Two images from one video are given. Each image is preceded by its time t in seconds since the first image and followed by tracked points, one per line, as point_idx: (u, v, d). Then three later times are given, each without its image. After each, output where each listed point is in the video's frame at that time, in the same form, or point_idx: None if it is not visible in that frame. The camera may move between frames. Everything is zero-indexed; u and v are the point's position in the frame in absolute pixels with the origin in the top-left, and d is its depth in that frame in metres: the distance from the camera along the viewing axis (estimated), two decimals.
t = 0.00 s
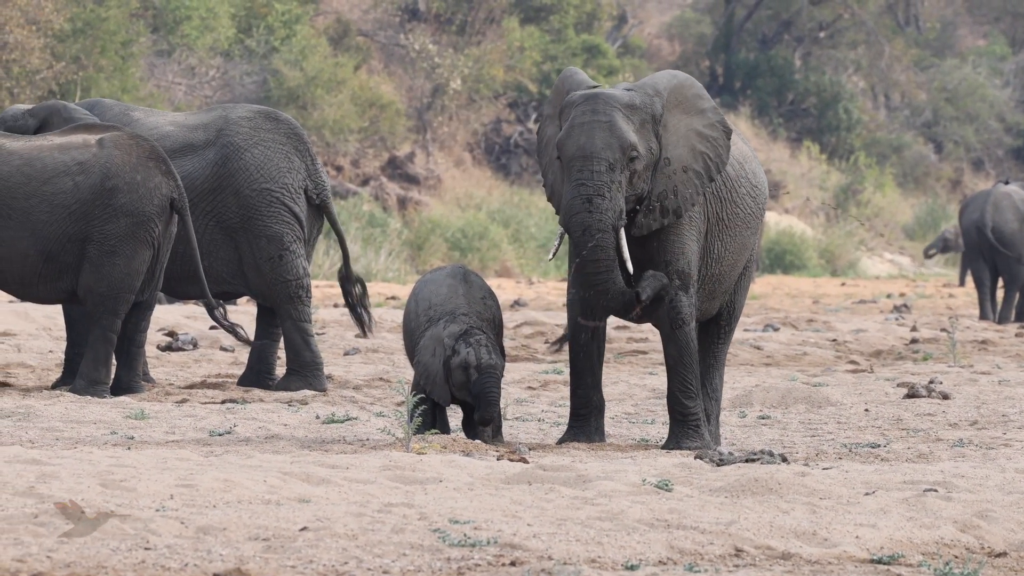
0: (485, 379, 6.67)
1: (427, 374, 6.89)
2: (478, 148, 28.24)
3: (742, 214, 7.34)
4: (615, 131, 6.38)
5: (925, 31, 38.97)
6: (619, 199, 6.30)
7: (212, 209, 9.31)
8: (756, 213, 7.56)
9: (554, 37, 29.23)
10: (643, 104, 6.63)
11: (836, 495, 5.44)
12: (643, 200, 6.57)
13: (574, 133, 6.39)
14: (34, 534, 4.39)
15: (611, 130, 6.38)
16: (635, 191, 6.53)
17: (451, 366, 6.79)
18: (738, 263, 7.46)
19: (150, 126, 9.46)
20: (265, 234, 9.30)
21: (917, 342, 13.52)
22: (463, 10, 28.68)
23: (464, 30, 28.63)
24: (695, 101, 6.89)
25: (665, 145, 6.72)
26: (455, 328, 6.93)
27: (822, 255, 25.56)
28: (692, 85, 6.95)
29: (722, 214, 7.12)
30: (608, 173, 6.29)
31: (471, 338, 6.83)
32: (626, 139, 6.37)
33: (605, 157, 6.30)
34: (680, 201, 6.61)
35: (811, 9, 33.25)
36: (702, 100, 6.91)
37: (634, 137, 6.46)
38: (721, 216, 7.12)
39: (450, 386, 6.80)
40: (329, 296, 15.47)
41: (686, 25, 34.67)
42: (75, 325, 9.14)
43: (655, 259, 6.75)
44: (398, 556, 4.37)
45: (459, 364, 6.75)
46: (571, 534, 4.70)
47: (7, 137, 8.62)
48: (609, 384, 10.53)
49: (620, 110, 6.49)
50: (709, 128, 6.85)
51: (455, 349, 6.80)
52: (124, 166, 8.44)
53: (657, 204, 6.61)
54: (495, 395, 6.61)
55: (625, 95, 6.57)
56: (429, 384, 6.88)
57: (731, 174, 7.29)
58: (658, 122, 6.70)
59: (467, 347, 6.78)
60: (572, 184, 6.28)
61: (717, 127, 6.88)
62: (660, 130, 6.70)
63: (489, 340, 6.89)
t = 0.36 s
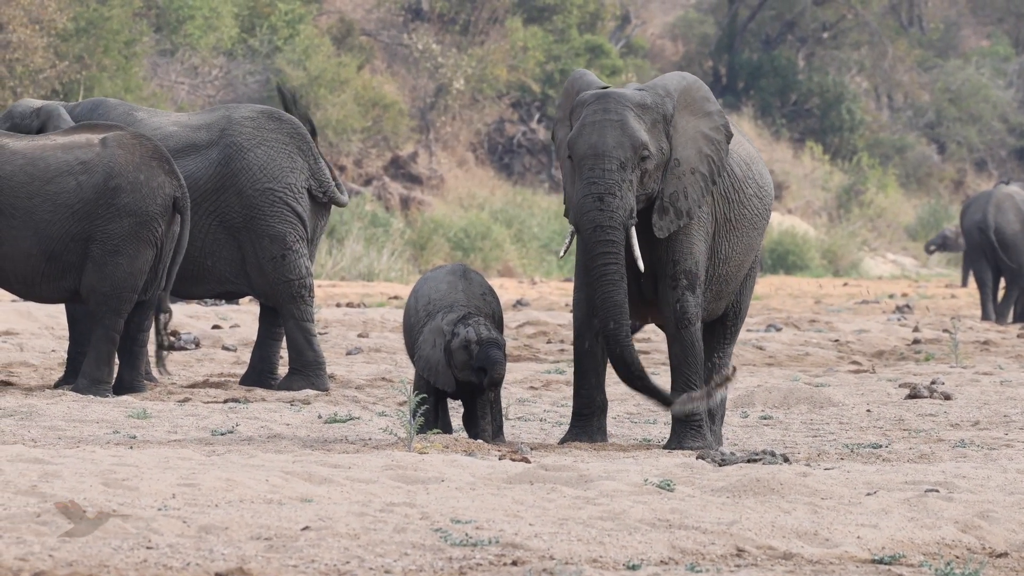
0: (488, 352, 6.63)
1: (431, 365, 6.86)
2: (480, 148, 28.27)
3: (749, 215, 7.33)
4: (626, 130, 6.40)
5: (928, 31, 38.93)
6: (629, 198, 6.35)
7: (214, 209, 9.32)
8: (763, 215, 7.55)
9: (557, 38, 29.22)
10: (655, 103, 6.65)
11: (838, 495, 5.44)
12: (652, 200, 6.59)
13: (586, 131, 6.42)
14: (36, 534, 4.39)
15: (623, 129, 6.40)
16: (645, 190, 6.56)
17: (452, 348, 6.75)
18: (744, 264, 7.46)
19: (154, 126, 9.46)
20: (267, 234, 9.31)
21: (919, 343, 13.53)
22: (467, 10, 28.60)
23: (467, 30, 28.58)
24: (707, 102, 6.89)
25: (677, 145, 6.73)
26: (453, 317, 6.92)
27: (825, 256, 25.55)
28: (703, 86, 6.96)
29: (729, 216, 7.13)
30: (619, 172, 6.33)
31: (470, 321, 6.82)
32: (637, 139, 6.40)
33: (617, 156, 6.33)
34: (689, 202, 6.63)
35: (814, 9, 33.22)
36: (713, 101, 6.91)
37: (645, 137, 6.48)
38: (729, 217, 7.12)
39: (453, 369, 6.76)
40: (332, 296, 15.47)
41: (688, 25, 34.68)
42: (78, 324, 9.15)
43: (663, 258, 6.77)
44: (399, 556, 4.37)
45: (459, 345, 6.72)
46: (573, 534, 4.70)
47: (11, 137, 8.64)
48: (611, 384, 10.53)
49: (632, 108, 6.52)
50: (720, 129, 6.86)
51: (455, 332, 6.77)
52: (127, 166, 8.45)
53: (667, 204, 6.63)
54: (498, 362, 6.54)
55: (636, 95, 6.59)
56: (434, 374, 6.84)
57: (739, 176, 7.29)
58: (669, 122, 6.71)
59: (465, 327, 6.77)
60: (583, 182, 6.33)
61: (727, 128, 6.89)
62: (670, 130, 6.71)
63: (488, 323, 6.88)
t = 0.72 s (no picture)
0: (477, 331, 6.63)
1: (420, 355, 6.84)
2: (472, 145, 28.29)
3: (741, 212, 7.35)
4: (625, 134, 6.43)
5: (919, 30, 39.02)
6: (628, 203, 6.39)
7: (207, 207, 9.32)
8: (755, 211, 7.57)
9: (549, 35, 29.23)
10: (651, 105, 6.67)
11: (828, 492, 5.46)
12: (649, 202, 6.62)
13: (584, 136, 6.46)
14: (28, 529, 4.40)
15: (621, 133, 6.43)
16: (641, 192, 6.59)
17: (440, 332, 6.74)
18: (736, 260, 7.48)
19: (147, 124, 9.46)
20: (259, 230, 9.31)
21: (909, 341, 13.57)
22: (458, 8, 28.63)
23: (459, 27, 28.54)
24: (701, 101, 6.92)
25: (672, 146, 6.76)
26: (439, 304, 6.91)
27: (815, 253, 25.59)
28: (696, 86, 6.98)
29: (722, 214, 7.16)
30: (618, 176, 6.37)
31: (456, 306, 6.82)
32: (634, 143, 6.43)
33: (615, 161, 6.37)
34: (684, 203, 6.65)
35: (805, 7, 33.27)
36: (706, 100, 6.93)
37: (643, 140, 6.51)
38: (721, 215, 7.14)
39: (443, 354, 6.75)
40: (323, 293, 15.47)
41: (678, 23, 34.31)
42: (70, 320, 9.15)
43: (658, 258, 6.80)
44: (391, 553, 4.38)
45: (447, 328, 6.71)
46: (564, 531, 4.72)
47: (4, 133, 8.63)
48: (601, 381, 10.55)
49: (630, 112, 6.55)
50: (714, 128, 6.89)
51: (442, 317, 6.77)
52: (120, 162, 8.44)
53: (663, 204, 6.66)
54: (490, 335, 6.58)
55: (633, 97, 6.62)
56: (424, 364, 6.82)
57: (731, 173, 7.31)
58: (665, 124, 6.73)
59: (452, 311, 6.77)
60: (583, 187, 6.38)
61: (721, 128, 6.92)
62: (666, 131, 6.73)
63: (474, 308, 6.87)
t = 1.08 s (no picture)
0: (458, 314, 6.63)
1: (401, 344, 6.84)
2: (454, 138, 28.32)
3: (724, 205, 7.36)
4: (602, 124, 6.47)
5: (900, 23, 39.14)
6: (603, 192, 6.42)
7: (190, 199, 9.30)
8: (738, 205, 7.59)
9: (532, 29, 29.25)
10: (630, 97, 6.70)
11: (809, 485, 5.48)
12: (628, 193, 6.64)
13: (561, 126, 6.51)
14: (11, 521, 4.39)
15: (598, 124, 6.47)
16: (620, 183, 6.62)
17: (420, 318, 6.73)
18: (719, 253, 7.49)
19: (130, 117, 9.43)
20: (242, 223, 9.31)
21: (890, 334, 13.63)
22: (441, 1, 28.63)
23: (442, 21, 28.52)
24: (683, 96, 6.92)
25: (653, 138, 6.75)
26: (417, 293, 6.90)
27: (797, 246, 25.65)
28: (679, 79, 7.00)
29: (705, 208, 7.17)
30: (594, 166, 6.41)
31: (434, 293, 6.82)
32: (611, 134, 6.46)
33: (591, 151, 6.41)
34: (664, 194, 6.66)
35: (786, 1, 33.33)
36: (689, 95, 6.94)
37: (621, 130, 6.54)
38: (704, 209, 7.15)
39: (423, 341, 6.75)
40: (306, 286, 15.45)
41: (661, 17, 34.43)
42: (52, 313, 9.12)
43: (640, 250, 6.79)
44: (373, 544, 4.39)
45: (425, 314, 6.71)
46: (546, 523, 4.73)
47: None
48: (584, 374, 10.56)
49: (607, 102, 6.58)
50: (696, 123, 6.89)
51: (420, 304, 6.76)
52: (103, 155, 8.43)
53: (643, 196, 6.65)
54: (468, 316, 6.58)
55: (612, 89, 6.65)
56: (405, 354, 6.82)
57: (715, 167, 7.32)
58: (646, 116, 6.75)
59: (429, 297, 6.77)
60: (558, 177, 6.43)
61: (702, 123, 6.92)
62: (647, 123, 6.76)
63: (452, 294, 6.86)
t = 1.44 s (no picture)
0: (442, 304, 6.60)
1: (387, 337, 6.82)
2: (440, 129, 28.31)
3: (709, 196, 7.37)
4: (569, 110, 6.44)
5: (885, 15, 39.19)
6: (571, 177, 6.38)
7: (178, 189, 9.27)
8: (724, 196, 7.61)
9: (517, 20, 29.34)
10: (601, 84, 6.68)
11: (795, 475, 5.50)
12: (604, 181, 6.62)
13: (528, 114, 6.49)
14: None
15: (566, 110, 6.45)
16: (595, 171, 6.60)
17: (404, 309, 6.72)
18: (705, 245, 7.50)
19: (118, 109, 9.40)
20: (230, 214, 9.29)
21: (875, 325, 13.67)
22: None
23: (427, 13, 28.07)
24: (664, 85, 6.91)
25: (630, 127, 6.75)
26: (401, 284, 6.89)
27: (783, 237, 25.70)
28: (660, 68, 6.99)
29: (691, 198, 7.18)
30: (560, 152, 6.37)
31: (418, 284, 6.81)
32: (579, 120, 6.43)
33: (558, 136, 6.38)
34: (640, 182, 6.64)
35: None
36: (670, 84, 6.93)
37: (590, 117, 6.51)
38: (689, 199, 7.16)
39: (408, 333, 6.74)
40: (293, 277, 15.42)
41: (647, 8, 34.56)
42: (39, 304, 9.09)
43: (624, 239, 6.79)
44: (359, 535, 4.39)
45: (409, 306, 6.70)
46: (532, 513, 4.74)
47: None
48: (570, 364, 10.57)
49: (575, 89, 6.55)
50: (678, 113, 6.88)
51: (404, 296, 6.75)
52: (90, 146, 8.40)
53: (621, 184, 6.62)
54: (451, 306, 6.57)
55: (582, 76, 6.63)
56: (391, 346, 6.81)
57: (699, 158, 7.33)
58: (619, 104, 6.73)
59: (413, 289, 6.76)
60: (525, 163, 6.40)
61: (686, 113, 6.91)
62: (621, 111, 6.74)
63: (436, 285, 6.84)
